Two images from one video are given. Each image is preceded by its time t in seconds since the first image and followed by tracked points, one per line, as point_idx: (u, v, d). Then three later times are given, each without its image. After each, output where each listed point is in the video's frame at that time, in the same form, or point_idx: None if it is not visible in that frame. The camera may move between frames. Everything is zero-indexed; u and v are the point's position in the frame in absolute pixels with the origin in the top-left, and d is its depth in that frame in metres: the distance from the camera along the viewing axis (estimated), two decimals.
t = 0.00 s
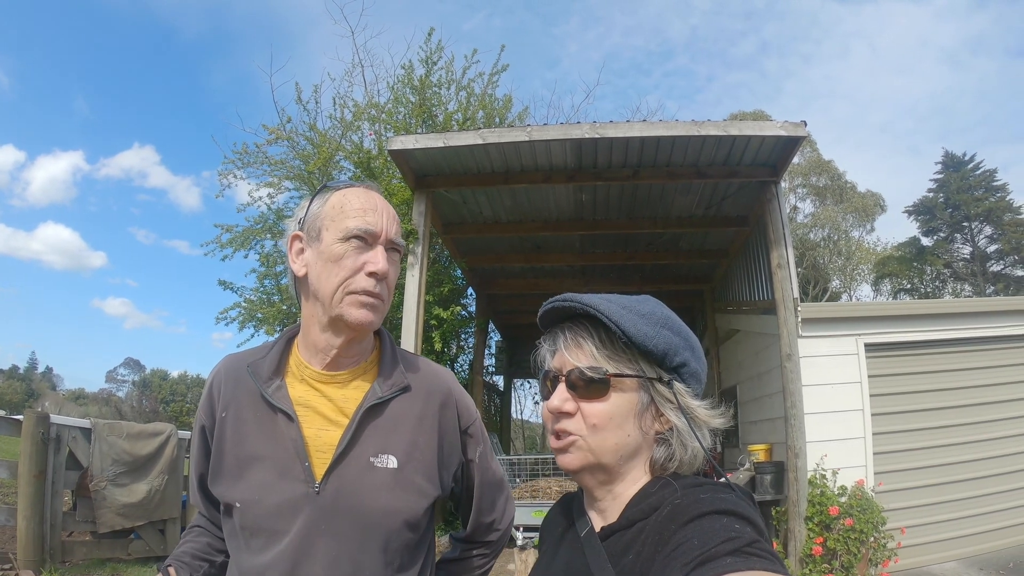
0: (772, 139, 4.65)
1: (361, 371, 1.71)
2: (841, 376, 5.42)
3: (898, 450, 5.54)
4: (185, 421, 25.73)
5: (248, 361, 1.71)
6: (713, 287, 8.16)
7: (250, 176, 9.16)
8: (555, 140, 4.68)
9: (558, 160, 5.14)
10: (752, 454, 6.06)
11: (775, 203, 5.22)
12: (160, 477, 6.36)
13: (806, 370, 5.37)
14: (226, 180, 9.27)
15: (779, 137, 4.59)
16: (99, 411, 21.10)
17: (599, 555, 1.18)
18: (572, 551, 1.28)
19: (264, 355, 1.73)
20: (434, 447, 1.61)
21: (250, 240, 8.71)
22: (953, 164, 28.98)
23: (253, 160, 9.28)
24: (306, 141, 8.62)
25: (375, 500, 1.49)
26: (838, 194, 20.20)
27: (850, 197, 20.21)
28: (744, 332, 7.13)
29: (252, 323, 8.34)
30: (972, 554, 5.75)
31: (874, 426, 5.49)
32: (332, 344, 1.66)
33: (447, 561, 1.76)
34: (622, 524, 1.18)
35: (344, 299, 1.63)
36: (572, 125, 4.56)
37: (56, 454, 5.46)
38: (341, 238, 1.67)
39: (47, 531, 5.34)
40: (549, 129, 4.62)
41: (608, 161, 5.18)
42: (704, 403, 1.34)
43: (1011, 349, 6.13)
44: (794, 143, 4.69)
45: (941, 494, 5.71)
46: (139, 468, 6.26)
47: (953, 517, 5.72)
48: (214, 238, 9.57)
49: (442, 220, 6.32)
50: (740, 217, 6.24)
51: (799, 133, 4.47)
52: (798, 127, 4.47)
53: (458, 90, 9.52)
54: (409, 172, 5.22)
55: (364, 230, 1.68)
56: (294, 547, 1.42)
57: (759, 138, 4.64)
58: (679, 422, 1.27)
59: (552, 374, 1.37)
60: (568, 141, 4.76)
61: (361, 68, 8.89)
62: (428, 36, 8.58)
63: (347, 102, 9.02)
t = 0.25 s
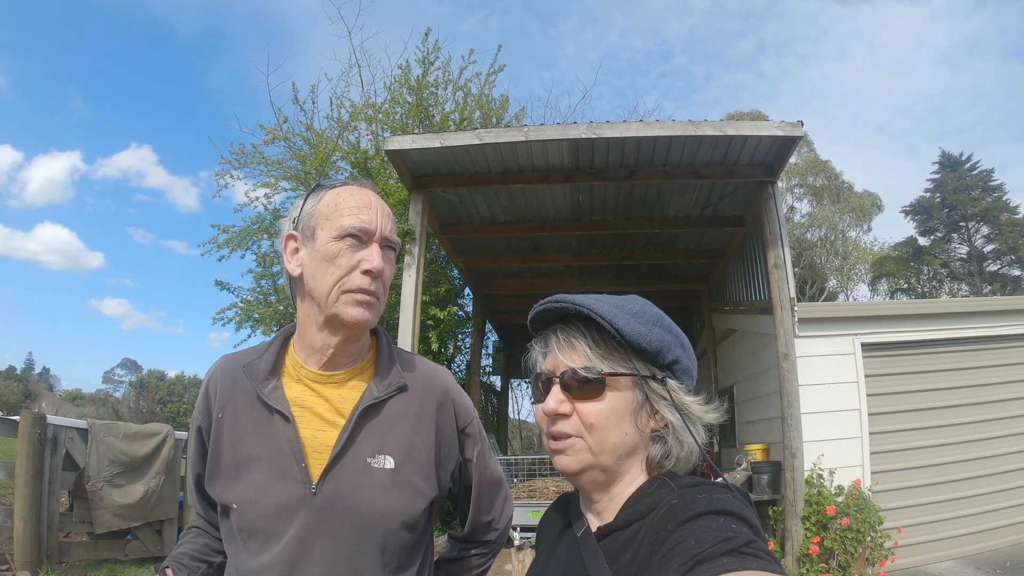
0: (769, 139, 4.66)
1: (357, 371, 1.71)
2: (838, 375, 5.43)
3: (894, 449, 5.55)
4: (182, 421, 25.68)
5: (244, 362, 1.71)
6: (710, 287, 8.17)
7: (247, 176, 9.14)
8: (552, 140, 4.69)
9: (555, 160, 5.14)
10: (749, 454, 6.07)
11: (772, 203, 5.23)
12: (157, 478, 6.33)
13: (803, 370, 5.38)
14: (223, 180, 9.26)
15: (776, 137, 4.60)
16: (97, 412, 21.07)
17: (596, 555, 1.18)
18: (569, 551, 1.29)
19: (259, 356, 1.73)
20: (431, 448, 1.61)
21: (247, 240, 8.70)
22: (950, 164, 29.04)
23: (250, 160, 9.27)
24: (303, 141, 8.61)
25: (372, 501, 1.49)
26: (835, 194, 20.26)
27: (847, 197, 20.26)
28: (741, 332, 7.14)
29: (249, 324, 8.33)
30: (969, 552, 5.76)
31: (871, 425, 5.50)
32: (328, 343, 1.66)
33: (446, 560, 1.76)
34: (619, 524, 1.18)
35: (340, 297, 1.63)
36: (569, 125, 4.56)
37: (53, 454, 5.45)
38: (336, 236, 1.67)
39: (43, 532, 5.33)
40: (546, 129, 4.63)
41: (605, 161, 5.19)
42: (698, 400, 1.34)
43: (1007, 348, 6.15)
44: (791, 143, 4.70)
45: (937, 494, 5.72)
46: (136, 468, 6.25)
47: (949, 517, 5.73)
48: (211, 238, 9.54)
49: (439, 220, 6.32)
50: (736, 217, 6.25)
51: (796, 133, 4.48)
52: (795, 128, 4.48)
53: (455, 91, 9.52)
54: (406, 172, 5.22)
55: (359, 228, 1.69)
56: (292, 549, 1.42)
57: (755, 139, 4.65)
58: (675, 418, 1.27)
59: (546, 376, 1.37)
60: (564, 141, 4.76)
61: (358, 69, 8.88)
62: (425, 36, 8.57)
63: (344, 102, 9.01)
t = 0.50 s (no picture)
0: (769, 138, 4.65)
1: (356, 371, 1.71)
2: (837, 375, 5.43)
3: (894, 449, 5.55)
4: (182, 420, 25.66)
5: (241, 361, 1.70)
6: (710, 286, 8.16)
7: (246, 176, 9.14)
8: (551, 139, 4.68)
9: (555, 159, 5.14)
10: (748, 453, 6.07)
11: (772, 202, 5.22)
12: (156, 477, 6.32)
13: (802, 369, 5.37)
14: (222, 180, 9.25)
15: (776, 136, 4.59)
16: (96, 411, 21.07)
17: (594, 555, 1.18)
18: (568, 550, 1.28)
19: (257, 355, 1.72)
20: (430, 447, 1.61)
21: (247, 239, 8.69)
22: (950, 164, 29.02)
23: (249, 159, 9.26)
24: (302, 140, 8.60)
25: (371, 500, 1.49)
26: (835, 193, 20.25)
27: (847, 196, 20.25)
28: (741, 331, 7.13)
29: (249, 323, 8.33)
30: (968, 552, 5.77)
31: (870, 424, 5.50)
32: (326, 343, 1.65)
33: (444, 559, 1.76)
34: (617, 524, 1.18)
35: (339, 297, 1.62)
36: (568, 124, 4.56)
37: (53, 454, 5.44)
38: (335, 236, 1.67)
39: (43, 531, 5.32)
40: (545, 128, 4.62)
41: (604, 160, 5.18)
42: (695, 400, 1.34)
43: (1007, 348, 6.15)
44: (791, 142, 4.69)
45: (937, 493, 5.72)
46: (135, 468, 6.24)
47: (949, 516, 5.73)
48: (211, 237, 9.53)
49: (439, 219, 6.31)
50: (736, 217, 6.24)
51: (796, 132, 4.48)
52: (794, 127, 4.47)
53: (454, 90, 9.51)
54: (405, 172, 5.21)
55: (358, 227, 1.68)
56: (292, 549, 1.42)
57: (755, 138, 4.65)
58: (672, 419, 1.27)
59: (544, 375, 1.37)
60: (564, 140, 4.75)
61: (358, 68, 8.88)
62: (424, 35, 8.56)
63: (343, 101, 9.00)
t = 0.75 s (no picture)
0: (769, 136, 4.64)
1: (353, 369, 1.71)
2: (837, 373, 5.43)
3: (893, 447, 5.55)
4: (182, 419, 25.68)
5: (237, 359, 1.69)
6: (709, 284, 8.16)
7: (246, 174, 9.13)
8: (551, 137, 4.67)
9: (554, 157, 5.13)
10: (748, 451, 6.07)
11: (771, 200, 5.22)
12: (156, 475, 6.32)
13: (802, 367, 5.37)
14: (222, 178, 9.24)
15: (775, 134, 4.58)
16: (97, 409, 21.10)
17: (593, 553, 1.18)
18: (565, 548, 1.28)
19: (252, 353, 1.71)
20: (427, 444, 1.61)
21: (246, 238, 8.69)
22: (950, 162, 29.00)
23: (249, 158, 9.25)
24: (301, 138, 8.59)
25: (368, 498, 1.48)
26: (835, 191, 20.25)
27: (847, 194, 20.25)
28: (740, 329, 7.14)
29: (249, 321, 8.33)
30: (968, 550, 5.77)
31: (870, 422, 5.50)
32: (324, 342, 1.65)
33: (439, 555, 1.76)
34: (616, 521, 1.18)
35: (339, 296, 1.62)
36: (568, 123, 4.55)
37: (53, 452, 5.45)
38: (335, 234, 1.66)
39: (43, 529, 5.33)
40: (545, 126, 4.62)
41: (604, 158, 5.18)
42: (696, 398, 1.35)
43: (1007, 346, 6.15)
44: (791, 140, 4.68)
45: (936, 491, 5.72)
46: (135, 466, 6.24)
47: (948, 514, 5.73)
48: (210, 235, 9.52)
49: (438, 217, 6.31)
50: (736, 215, 6.24)
51: (795, 130, 4.47)
52: (794, 125, 4.47)
53: (454, 88, 9.49)
54: (405, 170, 5.21)
55: (359, 226, 1.67)
56: (289, 547, 1.42)
57: (754, 135, 4.64)
58: (677, 414, 1.28)
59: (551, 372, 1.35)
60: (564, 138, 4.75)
61: (357, 66, 8.86)
62: (424, 33, 8.55)
63: (343, 99, 8.99)
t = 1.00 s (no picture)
0: (769, 132, 4.63)
1: (349, 364, 1.70)
2: (837, 370, 5.42)
3: (894, 444, 5.55)
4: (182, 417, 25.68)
5: (232, 355, 1.68)
6: (709, 281, 8.16)
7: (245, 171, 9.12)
8: (551, 133, 4.65)
9: (554, 153, 5.12)
10: (748, 448, 6.07)
11: (771, 197, 5.21)
12: (156, 473, 6.30)
13: (802, 364, 5.37)
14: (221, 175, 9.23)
15: (776, 130, 4.57)
16: (97, 407, 21.11)
17: (597, 550, 1.17)
18: (570, 546, 1.27)
19: (248, 348, 1.70)
20: (424, 439, 1.60)
21: (246, 235, 8.68)
22: (951, 159, 28.95)
23: (248, 155, 9.24)
24: (301, 135, 8.57)
25: (366, 494, 1.47)
26: (835, 189, 20.23)
27: (847, 192, 20.22)
28: (740, 326, 7.13)
29: (248, 319, 8.33)
30: (968, 547, 5.77)
31: (870, 419, 5.50)
32: (322, 338, 1.64)
33: (435, 550, 1.75)
34: (621, 518, 1.17)
35: (338, 292, 1.61)
36: (567, 119, 4.53)
37: (52, 450, 5.44)
38: (334, 229, 1.64)
39: (43, 527, 5.32)
40: (545, 122, 4.60)
41: (603, 155, 5.16)
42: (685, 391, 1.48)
43: (1007, 343, 6.14)
44: (791, 136, 4.67)
45: (936, 488, 5.72)
46: (135, 464, 6.23)
47: (949, 511, 5.73)
48: (210, 233, 9.51)
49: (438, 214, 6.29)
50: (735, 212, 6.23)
51: (795, 126, 4.46)
52: (794, 121, 4.45)
53: (454, 84, 9.47)
54: (404, 167, 5.20)
55: (358, 222, 1.66)
56: (287, 544, 1.41)
57: (754, 132, 4.62)
58: (680, 404, 1.39)
59: (573, 365, 1.33)
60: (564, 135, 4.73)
61: (356, 63, 8.84)
62: (423, 30, 8.52)
63: (342, 96, 8.97)
